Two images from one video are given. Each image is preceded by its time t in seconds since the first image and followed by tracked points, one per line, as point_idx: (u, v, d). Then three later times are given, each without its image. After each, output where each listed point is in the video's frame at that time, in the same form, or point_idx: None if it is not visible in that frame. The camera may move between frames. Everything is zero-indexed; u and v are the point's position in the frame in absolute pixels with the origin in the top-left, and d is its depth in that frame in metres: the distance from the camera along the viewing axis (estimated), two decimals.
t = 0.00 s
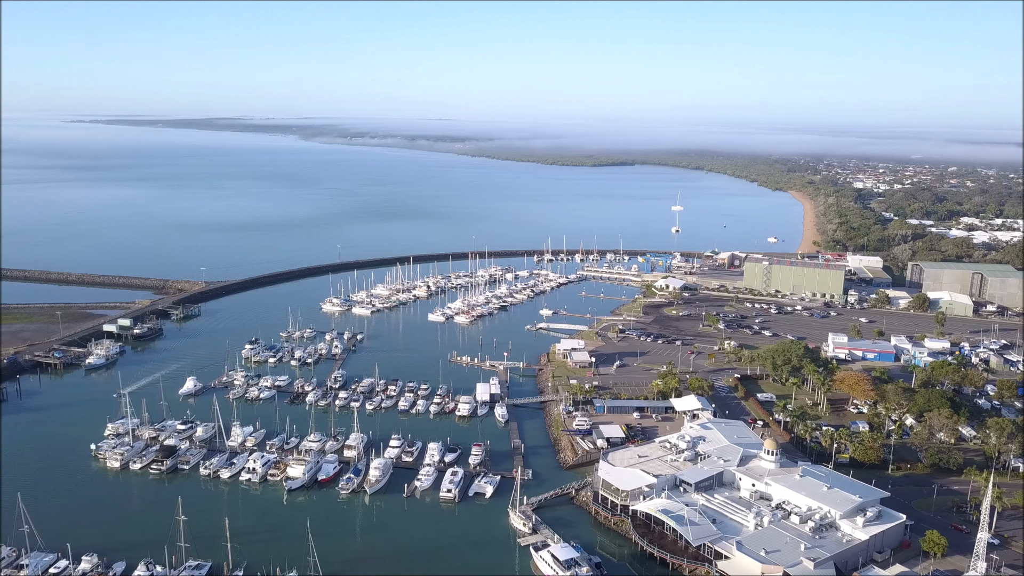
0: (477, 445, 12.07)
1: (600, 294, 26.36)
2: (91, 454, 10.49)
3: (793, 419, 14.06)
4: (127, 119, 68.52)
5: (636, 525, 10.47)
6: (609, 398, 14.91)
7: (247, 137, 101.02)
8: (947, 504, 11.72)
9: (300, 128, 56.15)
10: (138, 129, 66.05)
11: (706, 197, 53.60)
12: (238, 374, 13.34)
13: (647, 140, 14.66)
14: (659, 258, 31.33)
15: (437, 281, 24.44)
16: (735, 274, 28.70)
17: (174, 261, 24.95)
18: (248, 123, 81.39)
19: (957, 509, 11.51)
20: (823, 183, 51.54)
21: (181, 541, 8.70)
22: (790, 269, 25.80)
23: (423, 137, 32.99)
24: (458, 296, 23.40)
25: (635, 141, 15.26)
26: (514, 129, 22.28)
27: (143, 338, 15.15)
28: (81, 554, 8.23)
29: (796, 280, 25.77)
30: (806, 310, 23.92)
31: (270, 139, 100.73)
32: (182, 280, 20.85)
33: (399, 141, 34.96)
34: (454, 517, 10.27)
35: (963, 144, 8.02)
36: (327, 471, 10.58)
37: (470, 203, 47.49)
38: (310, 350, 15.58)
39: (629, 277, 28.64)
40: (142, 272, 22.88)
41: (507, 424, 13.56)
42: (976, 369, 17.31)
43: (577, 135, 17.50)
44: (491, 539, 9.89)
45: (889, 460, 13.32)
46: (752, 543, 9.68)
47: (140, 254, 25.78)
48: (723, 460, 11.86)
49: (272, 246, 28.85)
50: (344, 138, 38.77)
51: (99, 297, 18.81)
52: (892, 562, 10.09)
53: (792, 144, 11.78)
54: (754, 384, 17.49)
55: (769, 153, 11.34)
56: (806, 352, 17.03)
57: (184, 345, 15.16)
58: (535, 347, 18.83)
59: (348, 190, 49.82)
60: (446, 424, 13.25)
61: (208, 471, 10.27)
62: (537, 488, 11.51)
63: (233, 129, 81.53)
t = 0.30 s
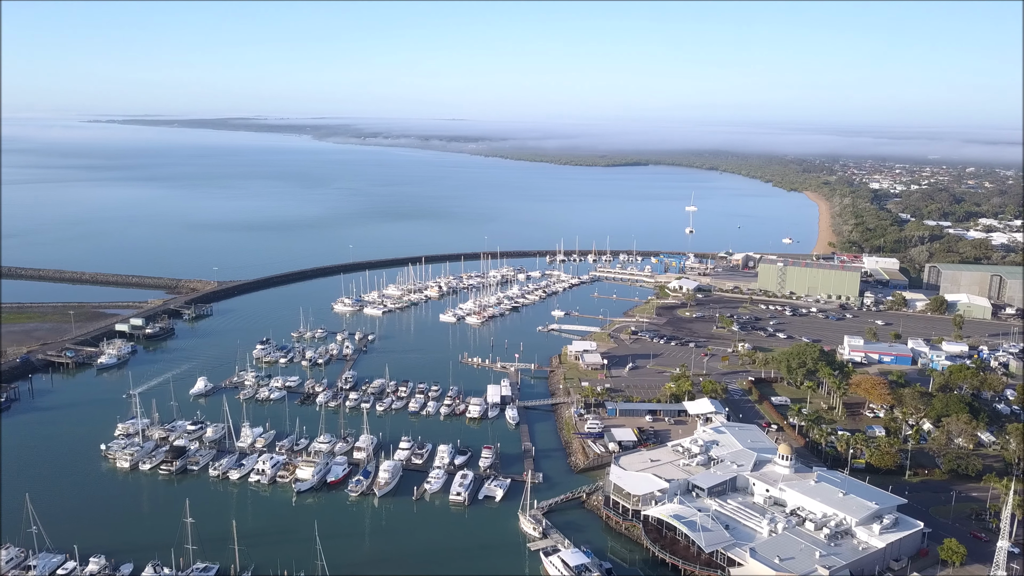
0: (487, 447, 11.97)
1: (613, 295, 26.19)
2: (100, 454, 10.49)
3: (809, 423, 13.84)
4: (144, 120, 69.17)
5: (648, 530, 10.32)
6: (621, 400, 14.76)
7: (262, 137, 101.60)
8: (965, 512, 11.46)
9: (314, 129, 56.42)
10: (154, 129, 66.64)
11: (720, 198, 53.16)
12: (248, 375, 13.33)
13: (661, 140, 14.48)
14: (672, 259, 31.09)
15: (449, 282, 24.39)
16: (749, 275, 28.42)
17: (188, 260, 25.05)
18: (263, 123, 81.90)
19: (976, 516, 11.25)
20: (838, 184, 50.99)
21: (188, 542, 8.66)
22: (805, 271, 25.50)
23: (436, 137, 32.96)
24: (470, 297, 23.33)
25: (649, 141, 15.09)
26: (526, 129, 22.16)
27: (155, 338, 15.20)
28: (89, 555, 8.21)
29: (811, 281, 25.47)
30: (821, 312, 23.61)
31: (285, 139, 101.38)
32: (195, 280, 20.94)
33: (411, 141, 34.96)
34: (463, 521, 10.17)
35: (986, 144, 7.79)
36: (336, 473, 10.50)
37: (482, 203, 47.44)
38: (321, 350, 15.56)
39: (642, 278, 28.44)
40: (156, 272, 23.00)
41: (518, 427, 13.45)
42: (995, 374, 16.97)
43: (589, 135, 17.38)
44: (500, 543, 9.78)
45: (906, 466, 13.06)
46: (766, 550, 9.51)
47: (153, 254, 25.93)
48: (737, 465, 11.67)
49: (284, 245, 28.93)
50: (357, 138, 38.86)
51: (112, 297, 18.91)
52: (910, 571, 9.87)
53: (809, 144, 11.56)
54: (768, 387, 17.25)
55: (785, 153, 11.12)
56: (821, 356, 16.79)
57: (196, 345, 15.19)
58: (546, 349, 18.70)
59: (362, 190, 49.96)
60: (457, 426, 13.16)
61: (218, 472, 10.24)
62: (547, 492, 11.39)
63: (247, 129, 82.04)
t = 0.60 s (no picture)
0: (490, 450, 11.87)
1: (618, 295, 26.06)
2: (101, 455, 10.43)
3: (815, 426, 13.70)
4: (150, 120, 69.39)
5: (652, 535, 10.20)
6: (625, 403, 14.65)
7: (268, 137, 101.76)
8: (975, 517, 11.30)
9: (319, 129, 56.47)
10: (160, 129, 66.83)
11: (726, 198, 52.94)
12: (251, 376, 13.28)
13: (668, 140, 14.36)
14: (678, 260, 30.93)
15: (453, 282, 24.31)
16: (755, 276, 28.25)
17: (192, 260, 25.04)
18: (268, 124, 82.02)
19: (986, 522, 11.09)
20: (845, 184, 50.70)
21: (188, 546, 8.59)
22: (811, 272, 25.31)
23: (441, 137, 32.91)
24: (474, 297, 23.24)
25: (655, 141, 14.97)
26: (532, 129, 22.08)
27: (158, 338, 15.17)
28: (87, 559, 8.14)
29: (817, 282, 25.29)
30: (827, 314, 23.44)
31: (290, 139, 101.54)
32: (199, 280, 20.93)
33: (417, 141, 34.92)
34: (466, 525, 10.08)
35: (999, 144, 7.65)
36: (338, 476, 10.42)
37: (488, 203, 47.36)
38: (324, 351, 15.49)
39: (647, 279, 28.29)
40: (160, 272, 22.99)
41: (522, 429, 13.34)
42: (1004, 376, 16.78)
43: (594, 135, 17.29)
44: (504, 548, 9.68)
45: (914, 470, 12.91)
46: (772, 555, 9.38)
47: (158, 253, 25.94)
48: (743, 468, 11.54)
49: (289, 245, 28.91)
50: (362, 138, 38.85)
51: (116, 297, 18.90)
52: None
53: (816, 144, 11.42)
54: (774, 389, 17.09)
55: (793, 153, 10.98)
56: (828, 358, 16.64)
57: (199, 345, 15.14)
58: (550, 350, 18.59)
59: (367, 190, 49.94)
60: (460, 428, 13.08)
61: (218, 475, 10.17)
62: (551, 496, 11.29)
63: (253, 129, 82.24)
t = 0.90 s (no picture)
0: (490, 452, 11.78)
1: (619, 296, 25.94)
2: (97, 458, 10.31)
3: (818, 429, 13.60)
4: (150, 120, 69.33)
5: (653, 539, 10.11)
6: (626, 404, 14.55)
7: (270, 137, 101.71)
8: (980, 521, 11.19)
9: (320, 129, 56.37)
10: (161, 129, 66.78)
11: (727, 198, 52.77)
12: (249, 378, 13.18)
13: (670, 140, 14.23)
14: (679, 260, 30.81)
15: (453, 283, 24.20)
16: (757, 277, 28.11)
17: (192, 260, 24.95)
18: (269, 124, 81.94)
19: (990, 526, 10.98)
20: (846, 184, 50.52)
21: (183, 551, 8.49)
22: (814, 273, 25.18)
23: (442, 137, 32.81)
24: (474, 298, 23.12)
25: (657, 141, 14.86)
26: (533, 129, 21.97)
27: (156, 339, 15.09)
28: (81, 564, 8.02)
29: (819, 283, 25.15)
30: (830, 315, 23.30)
31: (292, 139, 101.50)
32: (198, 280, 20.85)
33: (418, 141, 34.82)
34: (465, 528, 9.99)
35: (1007, 143, 7.52)
36: (336, 479, 10.32)
37: (489, 203, 47.23)
38: (323, 352, 15.39)
39: (648, 279, 28.17)
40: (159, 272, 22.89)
41: (522, 431, 13.24)
42: (1009, 378, 16.65)
43: (594, 134, 17.19)
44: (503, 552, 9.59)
45: (918, 473, 12.80)
46: (775, 560, 9.27)
47: (158, 254, 25.86)
48: (745, 472, 11.43)
49: (289, 245, 28.81)
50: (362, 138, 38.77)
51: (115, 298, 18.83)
52: None
53: (819, 144, 11.31)
54: (776, 391, 16.98)
55: (796, 153, 10.86)
56: (831, 359, 16.53)
57: (197, 347, 15.04)
58: (551, 351, 18.48)
59: (367, 190, 49.84)
60: (459, 430, 12.98)
61: (216, 478, 10.06)
62: (551, 499, 11.19)
63: (254, 129, 82.20)
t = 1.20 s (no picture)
0: (490, 455, 11.68)
1: (621, 297, 25.82)
2: (94, 460, 10.21)
3: (822, 432, 13.47)
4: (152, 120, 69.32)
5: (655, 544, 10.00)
6: (629, 406, 14.44)
7: (271, 137, 101.70)
8: (986, 526, 11.06)
9: (322, 129, 56.29)
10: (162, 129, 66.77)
11: (730, 198, 52.60)
12: (248, 379, 13.09)
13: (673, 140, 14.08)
14: (682, 260, 30.68)
15: (454, 283, 24.10)
16: (760, 277, 27.97)
17: (192, 261, 24.88)
18: (271, 124, 81.92)
19: (997, 531, 10.84)
20: (849, 184, 50.32)
21: (179, 555, 8.38)
22: (817, 273, 25.04)
23: (444, 137, 32.71)
24: (475, 299, 23.02)
25: (659, 141, 14.72)
26: (535, 129, 21.85)
27: (156, 340, 15.02)
28: (77, 569, 7.91)
29: (823, 284, 25.01)
30: (833, 316, 23.15)
31: (294, 139, 101.48)
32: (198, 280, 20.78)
33: (419, 141, 34.73)
34: (465, 532, 9.89)
35: (1014, 144, 7.37)
36: (335, 482, 10.22)
37: (491, 203, 47.13)
38: (323, 354, 15.30)
39: (651, 280, 28.04)
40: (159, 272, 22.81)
41: (523, 433, 13.14)
42: (1014, 380, 16.50)
43: (596, 134, 17.06)
44: (504, 557, 9.48)
45: (923, 477, 12.67)
46: (779, 566, 9.16)
47: (158, 254, 25.79)
48: (748, 476, 11.31)
49: (290, 245, 28.74)
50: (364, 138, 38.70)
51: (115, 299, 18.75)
52: None
53: (822, 144, 11.18)
54: (779, 393, 16.86)
55: (800, 153, 10.70)
56: (835, 361, 16.40)
57: (197, 348, 14.96)
58: (552, 352, 18.36)
59: (369, 190, 49.76)
60: (460, 432, 12.88)
61: (214, 481, 9.96)
62: (552, 503, 11.08)
63: (256, 128, 82.18)
